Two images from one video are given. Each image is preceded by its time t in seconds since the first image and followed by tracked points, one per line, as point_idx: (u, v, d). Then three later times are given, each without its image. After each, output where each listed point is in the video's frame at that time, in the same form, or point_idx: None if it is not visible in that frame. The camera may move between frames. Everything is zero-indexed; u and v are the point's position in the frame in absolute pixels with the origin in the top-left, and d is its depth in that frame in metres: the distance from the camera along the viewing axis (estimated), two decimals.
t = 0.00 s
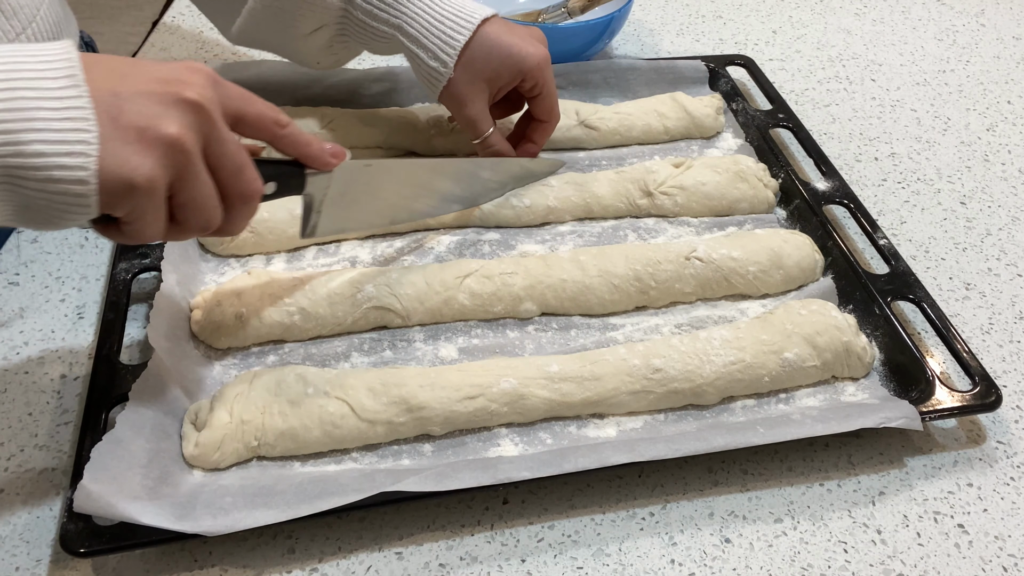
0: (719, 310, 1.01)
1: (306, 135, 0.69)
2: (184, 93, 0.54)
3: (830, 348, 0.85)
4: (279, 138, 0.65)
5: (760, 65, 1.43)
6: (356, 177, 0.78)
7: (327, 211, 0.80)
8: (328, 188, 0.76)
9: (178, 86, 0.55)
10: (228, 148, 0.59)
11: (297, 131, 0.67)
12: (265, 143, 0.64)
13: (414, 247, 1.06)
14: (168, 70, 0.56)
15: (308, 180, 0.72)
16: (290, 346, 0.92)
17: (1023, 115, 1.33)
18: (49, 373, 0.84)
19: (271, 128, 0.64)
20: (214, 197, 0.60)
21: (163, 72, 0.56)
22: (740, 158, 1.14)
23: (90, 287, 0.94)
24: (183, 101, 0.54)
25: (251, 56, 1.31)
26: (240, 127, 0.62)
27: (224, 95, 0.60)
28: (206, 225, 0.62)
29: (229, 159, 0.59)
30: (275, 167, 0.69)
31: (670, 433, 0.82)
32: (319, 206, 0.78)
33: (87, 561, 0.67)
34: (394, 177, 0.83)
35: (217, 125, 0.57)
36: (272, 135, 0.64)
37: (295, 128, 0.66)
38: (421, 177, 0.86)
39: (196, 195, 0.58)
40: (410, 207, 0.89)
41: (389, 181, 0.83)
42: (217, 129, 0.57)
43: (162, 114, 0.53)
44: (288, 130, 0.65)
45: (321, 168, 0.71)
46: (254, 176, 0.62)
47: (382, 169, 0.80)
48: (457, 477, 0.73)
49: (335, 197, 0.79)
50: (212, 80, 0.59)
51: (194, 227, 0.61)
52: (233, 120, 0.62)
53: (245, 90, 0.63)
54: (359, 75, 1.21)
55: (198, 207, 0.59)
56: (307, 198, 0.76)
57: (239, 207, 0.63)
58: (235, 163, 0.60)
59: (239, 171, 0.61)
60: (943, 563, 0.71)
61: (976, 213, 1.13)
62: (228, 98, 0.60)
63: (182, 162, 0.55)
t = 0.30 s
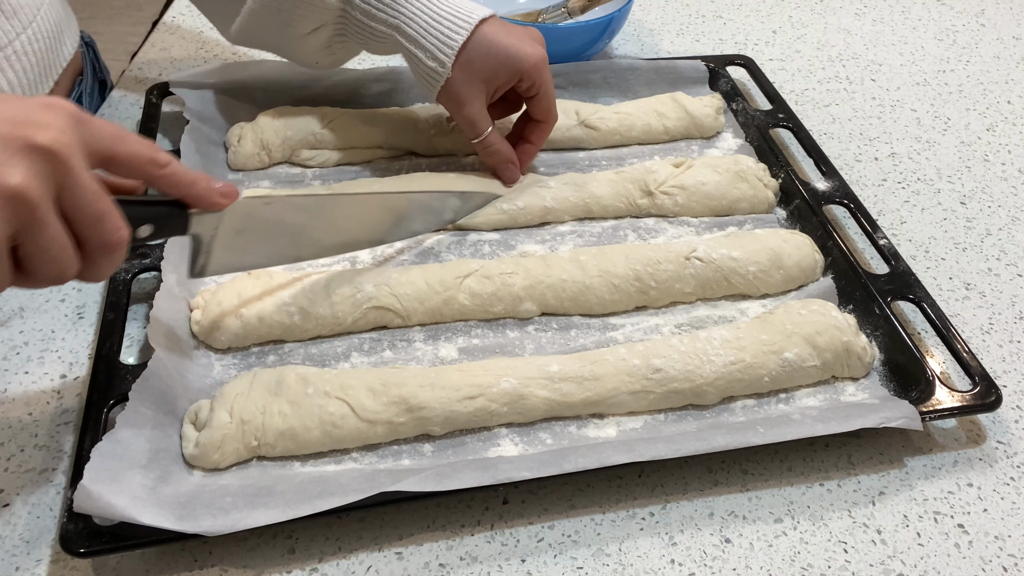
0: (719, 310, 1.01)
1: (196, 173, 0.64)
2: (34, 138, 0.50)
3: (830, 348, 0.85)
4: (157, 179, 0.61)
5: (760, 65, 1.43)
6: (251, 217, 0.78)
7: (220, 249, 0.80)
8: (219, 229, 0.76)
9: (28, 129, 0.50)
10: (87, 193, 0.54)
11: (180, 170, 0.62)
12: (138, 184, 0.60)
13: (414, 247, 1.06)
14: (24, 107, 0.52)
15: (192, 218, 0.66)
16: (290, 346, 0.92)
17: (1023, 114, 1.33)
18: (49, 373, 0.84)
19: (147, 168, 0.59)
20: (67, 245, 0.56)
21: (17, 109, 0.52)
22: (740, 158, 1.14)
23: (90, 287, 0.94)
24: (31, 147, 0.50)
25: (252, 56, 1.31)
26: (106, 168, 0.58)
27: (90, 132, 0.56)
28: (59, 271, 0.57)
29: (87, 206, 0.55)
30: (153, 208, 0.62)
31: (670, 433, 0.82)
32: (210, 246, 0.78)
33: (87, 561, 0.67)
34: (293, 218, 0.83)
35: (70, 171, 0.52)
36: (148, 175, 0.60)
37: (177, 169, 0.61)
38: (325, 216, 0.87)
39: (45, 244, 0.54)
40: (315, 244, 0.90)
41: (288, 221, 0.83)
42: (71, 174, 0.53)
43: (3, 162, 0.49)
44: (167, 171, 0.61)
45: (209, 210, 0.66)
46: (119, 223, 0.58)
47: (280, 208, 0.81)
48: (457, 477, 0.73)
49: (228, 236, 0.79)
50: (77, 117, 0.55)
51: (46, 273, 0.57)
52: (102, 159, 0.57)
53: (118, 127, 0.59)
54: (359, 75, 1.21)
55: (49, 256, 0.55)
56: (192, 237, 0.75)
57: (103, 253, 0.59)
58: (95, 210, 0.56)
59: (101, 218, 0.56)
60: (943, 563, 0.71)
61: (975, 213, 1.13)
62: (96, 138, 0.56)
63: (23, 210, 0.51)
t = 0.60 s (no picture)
0: (719, 310, 1.01)
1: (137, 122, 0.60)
2: None
3: (830, 348, 0.85)
4: (86, 135, 0.58)
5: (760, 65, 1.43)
6: (218, 152, 0.74)
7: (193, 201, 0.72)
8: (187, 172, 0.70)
9: None
10: None
11: (113, 121, 0.58)
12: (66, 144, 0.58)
13: (414, 247, 1.06)
14: None
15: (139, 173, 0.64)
16: (290, 346, 0.92)
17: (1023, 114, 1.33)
18: (49, 373, 0.84)
19: (72, 126, 0.57)
20: None
21: None
22: (740, 158, 1.14)
23: (90, 286, 0.94)
24: None
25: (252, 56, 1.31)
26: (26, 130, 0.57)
27: (0, 96, 0.55)
28: None
29: None
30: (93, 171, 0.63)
31: (670, 433, 0.81)
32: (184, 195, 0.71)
33: (87, 562, 0.67)
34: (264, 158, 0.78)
35: None
36: (75, 133, 0.58)
37: (104, 122, 0.58)
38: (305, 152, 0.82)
39: None
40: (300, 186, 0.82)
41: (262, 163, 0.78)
42: None
43: None
44: (94, 126, 0.58)
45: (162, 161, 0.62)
46: (39, 195, 0.57)
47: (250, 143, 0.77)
48: (457, 476, 0.72)
49: (199, 180, 0.72)
50: None
51: None
52: (20, 122, 0.56)
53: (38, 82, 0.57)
54: (359, 76, 1.21)
55: None
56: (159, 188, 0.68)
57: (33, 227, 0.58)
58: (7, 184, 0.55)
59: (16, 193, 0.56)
60: (943, 563, 0.71)
61: (976, 213, 1.13)
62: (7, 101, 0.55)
63: None
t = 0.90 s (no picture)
0: (719, 310, 1.01)
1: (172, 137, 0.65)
2: (11, 120, 0.53)
3: (830, 348, 0.85)
4: (137, 144, 0.61)
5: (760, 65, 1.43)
6: (235, 169, 0.72)
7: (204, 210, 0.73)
8: (201, 186, 0.70)
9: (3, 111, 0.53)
10: (70, 170, 0.57)
11: (158, 133, 0.63)
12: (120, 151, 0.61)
13: (414, 247, 1.06)
14: None
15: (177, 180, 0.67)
16: (290, 346, 0.92)
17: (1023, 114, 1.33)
18: (49, 373, 0.84)
19: (126, 135, 0.61)
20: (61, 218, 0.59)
21: None
22: (740, 158, 1.14)
23: (90, 287, 0.94)
24: (9, 129, 0.53)
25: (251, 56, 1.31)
26: (87, 139, 0.59)
27: (68, 105, 0.57)
28: (53, 245, 0.60)
29: (71, 180, 0.57)
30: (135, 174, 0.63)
31: (670, 433, 0.81)
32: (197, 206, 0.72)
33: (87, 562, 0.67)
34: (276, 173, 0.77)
35: (50, 147, 0.55)
36: (129, 142, 0.61)
37: (154, 132, 0.62)
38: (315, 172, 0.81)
39: (36, 218, 0.57)
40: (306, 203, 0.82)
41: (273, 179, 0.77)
42: (52, 151, 0.55)
43: None
44: (145, 135, 0.62)
45: (191, 169, 0.67)
46: (107, 191, 0.60)
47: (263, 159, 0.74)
48: (457, 477, 0.72)
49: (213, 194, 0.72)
50: (52, 96, 0.57)
51: (40, 248, 0.60)
52: (82, 132, 0.59)
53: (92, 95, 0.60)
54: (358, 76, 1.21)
55: (44, 232, 0.58)
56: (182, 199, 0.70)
57: (92, 225, 0.61)
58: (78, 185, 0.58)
59: (85, 193, 0.58)
60: (943, 563, 0.71)
61: (975, 213, 1.13)
62: (71, 109, 0.57)
63: (11, 193, 0.54)
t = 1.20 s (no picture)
0: (719, 310, 1.01)
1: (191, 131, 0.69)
2: (52, 104, 0.55)
3: (830, 348, 0.85)
4: (160, 135, 0.65)
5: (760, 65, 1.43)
6: (243, 167, 0.78)
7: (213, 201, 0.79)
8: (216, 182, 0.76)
9: (46, 98, 0.56)
10: (106, 153, 0.60)
11: (178, 126, 0.67)
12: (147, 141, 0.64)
13: (414, 247, 1.06)
14: (34, 81, 0.57)
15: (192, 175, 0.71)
16: (290, 346, 0.92)
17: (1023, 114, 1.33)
18: (49, 373, 0.84)
19: (149, 126, 0.64)
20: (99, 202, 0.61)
21: (31, 83, 0.56)
22: (741, 158, 1.14)
23: (89, 286, 0.94)
24: (51, 113, 0.55)
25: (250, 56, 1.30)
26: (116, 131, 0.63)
27: (99, 98, 0.61)
28: (91, 231, 0.62)
29: (107, 163, 0.60)
30: (158, 165, 0.68)
31: (670, 433, 0.81)
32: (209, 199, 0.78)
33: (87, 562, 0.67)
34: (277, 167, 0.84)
35: (90, 130, 0.58)
36: (153, 133, 0.65)
37: (175, 123, 0.66)
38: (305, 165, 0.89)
39: (73, 201, 0.59)
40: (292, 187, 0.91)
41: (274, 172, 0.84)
42: (92, 133, 0.58)
43: (31, 128, 0.54)
44: (167, 127, 0.66)
45: (208, 162, 0.71)
46: (137, 176, 0.63)
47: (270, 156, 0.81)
48: (457, 476, 0.72)
49: (222, 191, 0.78)
50: (83, 87, 0.60)
51: (78, 234, 0.62)
52: (110, 123, 0.62)
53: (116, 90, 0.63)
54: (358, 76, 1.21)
55: (81, 214, 0.60)
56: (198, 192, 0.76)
57: (124, 210, 0.64)
58: (114, 167, 0.61)
59: (120, 175, 0.62)
60: (943, 563, 0.71)
61: (975, 213, 1.13)
62: (102, 101, 0.61)
63: (57, 175, 0.56)
